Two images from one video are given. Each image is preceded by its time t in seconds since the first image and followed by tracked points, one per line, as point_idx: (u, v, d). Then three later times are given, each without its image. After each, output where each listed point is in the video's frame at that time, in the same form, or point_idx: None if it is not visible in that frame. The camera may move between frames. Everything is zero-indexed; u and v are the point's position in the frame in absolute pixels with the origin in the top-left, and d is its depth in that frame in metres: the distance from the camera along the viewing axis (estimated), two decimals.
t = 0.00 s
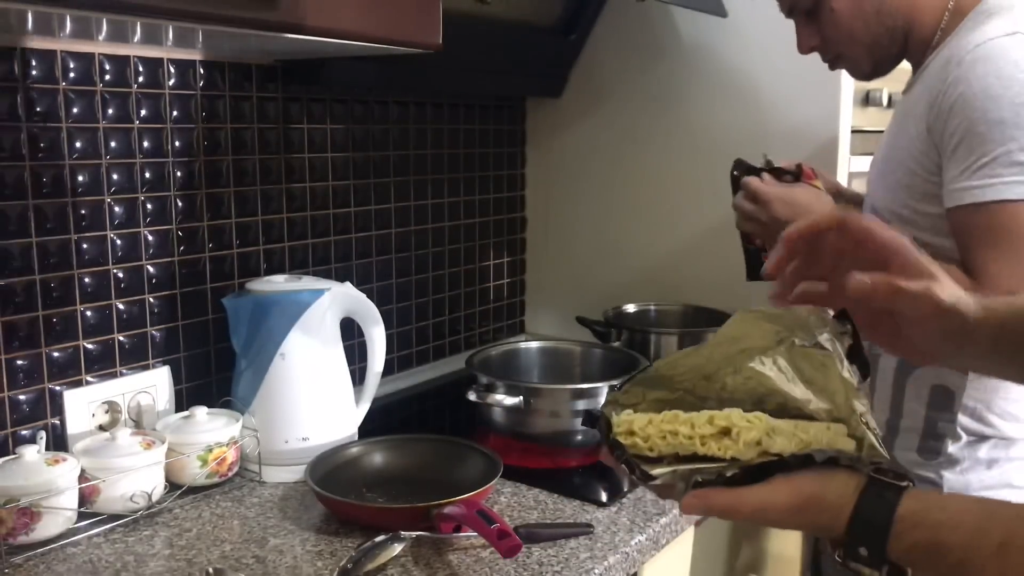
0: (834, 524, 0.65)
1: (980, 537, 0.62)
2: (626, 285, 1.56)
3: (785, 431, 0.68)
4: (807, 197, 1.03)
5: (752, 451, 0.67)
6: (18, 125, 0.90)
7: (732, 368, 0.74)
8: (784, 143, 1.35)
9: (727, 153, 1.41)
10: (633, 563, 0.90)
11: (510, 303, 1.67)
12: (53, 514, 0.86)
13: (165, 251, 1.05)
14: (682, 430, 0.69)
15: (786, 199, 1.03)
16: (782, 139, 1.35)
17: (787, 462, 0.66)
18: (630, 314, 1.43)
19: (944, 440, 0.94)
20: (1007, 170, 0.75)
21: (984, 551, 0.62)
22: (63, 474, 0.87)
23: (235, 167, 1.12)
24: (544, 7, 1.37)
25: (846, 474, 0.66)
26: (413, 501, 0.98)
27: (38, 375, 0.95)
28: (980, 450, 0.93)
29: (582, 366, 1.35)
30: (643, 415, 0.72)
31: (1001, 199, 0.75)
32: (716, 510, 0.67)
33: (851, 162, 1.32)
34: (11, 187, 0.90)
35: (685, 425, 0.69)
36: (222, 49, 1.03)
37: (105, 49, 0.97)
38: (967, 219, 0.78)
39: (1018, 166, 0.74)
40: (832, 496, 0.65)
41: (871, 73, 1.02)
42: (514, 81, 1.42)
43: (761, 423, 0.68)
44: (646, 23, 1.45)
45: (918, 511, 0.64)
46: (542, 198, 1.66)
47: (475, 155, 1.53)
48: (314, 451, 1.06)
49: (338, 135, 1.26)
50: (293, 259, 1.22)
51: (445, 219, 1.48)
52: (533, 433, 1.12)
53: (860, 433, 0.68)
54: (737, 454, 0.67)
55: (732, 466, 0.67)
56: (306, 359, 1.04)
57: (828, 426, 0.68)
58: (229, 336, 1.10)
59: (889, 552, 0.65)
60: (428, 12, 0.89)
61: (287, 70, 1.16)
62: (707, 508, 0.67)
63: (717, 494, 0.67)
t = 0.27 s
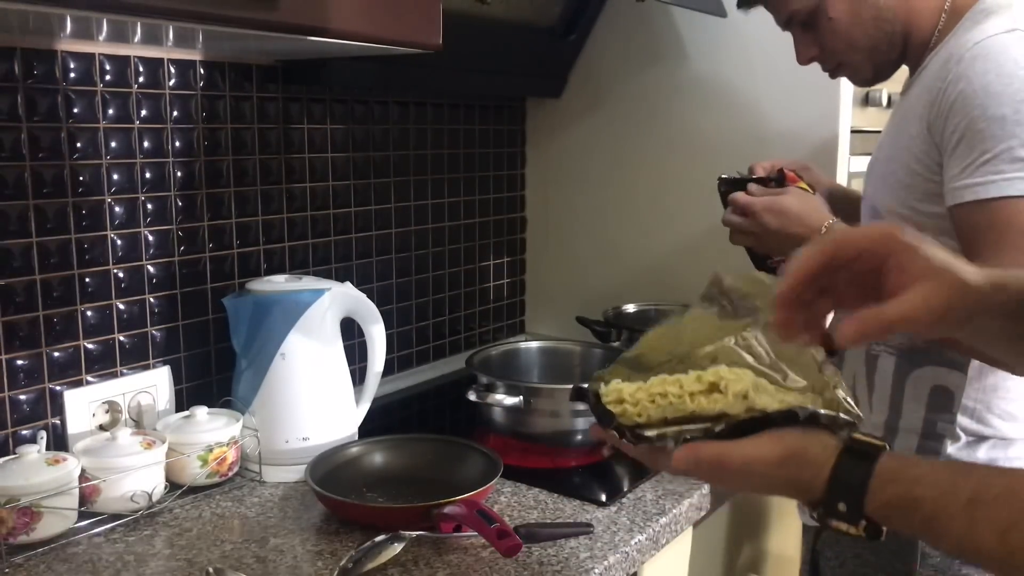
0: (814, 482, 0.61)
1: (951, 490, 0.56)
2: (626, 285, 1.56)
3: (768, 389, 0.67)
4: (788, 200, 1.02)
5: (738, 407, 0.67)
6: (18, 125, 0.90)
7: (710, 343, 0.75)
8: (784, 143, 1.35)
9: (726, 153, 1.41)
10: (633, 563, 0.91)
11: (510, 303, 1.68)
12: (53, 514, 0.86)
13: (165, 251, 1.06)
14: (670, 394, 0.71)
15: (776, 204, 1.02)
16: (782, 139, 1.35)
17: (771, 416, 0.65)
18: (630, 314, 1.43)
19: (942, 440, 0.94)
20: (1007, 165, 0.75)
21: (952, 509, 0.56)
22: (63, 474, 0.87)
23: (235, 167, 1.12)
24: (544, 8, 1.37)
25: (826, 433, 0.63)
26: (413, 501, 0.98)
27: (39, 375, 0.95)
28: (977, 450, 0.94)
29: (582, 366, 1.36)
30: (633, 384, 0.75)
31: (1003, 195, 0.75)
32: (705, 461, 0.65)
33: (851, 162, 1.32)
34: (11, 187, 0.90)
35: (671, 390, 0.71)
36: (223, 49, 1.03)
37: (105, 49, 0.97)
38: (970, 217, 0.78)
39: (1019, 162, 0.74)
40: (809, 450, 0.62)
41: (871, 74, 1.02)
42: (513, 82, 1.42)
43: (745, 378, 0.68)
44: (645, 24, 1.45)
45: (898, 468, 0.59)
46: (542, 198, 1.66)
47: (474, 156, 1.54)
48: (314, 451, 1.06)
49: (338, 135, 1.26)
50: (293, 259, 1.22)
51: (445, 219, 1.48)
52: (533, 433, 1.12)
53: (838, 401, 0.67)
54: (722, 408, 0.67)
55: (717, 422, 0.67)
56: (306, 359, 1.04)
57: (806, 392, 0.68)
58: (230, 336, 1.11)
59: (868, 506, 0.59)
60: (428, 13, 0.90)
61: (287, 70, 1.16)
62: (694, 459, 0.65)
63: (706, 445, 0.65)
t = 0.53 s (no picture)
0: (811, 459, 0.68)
1: (936, 469, 0.63)
2: (625, 285, 1.56)
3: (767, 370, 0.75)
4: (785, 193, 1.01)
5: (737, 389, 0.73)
6: (18, 125, 0.90)
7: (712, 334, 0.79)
8: (783, 143, 1.35)
9: (726, 153, 1.41)
10: (633, 563, 0.91)
11: (510, 303, 1.68)
12: (53, 513, 0.86)
13: (165, 251, 1.06)
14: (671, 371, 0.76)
15: (775, 200, 1.01)
16: (782, 139, 1.35)
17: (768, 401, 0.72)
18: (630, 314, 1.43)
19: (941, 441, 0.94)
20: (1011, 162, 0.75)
21: (935, 487, 0.62)
22: (63, 474, 0.87)
23: (235, 167, 1.12)
24: (544, 8, 1.37)
25: (822, 415, 0.70)
26: (413, 501, 0.98)
27: (39, 375, 0.95)
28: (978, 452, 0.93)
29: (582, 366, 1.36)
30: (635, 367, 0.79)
31: (1007, 192, 0.76)
32: (706, 439, 0.70)
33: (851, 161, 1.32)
34: (11, 187, 0.90)
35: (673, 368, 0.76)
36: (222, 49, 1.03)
37: (105, 49, 0.97)
38: (973, 214, 0.79)
39: None
40: (809, 430, 0.68)
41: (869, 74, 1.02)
42: (513, 82, 1.42)
43: (743, 359, 0.76)
44: (645, 24, 1.46)
45: (892, 446, 0.66)
46: (542, 198, 1.66)
47: (474, 156, 1.54)
48: (314, 451, 1.06)
49: (338, 135, 1.26)
50: (293, 259, 1.22)
51: (445, 219, 1.48)
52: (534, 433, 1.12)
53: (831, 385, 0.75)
54: (722, 387, 0.74)
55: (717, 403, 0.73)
56: (306, 359, 1.04)
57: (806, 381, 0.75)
58: (230, 336, 1.11)
59: (861, 484, 0.66)
60: (428, 12, 0.90)
61: (287, 70, 1.16)
62: (697, 436, 0.70)
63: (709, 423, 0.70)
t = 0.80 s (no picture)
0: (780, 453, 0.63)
1: (901, 466, 0.56)
2: (625, 285, 1.56)
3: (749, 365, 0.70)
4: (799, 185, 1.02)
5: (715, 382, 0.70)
6: (18, 125, 0.90)
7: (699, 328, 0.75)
8: (784, 143, 1.35)
9: (726, 153, 1.41)
10: (633, 563, 0.91)
11: (510, 303, 1.68)
12: (53, 513, 0.86)
13: (165, 251, 1.06)
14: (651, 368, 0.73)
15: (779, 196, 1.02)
16: (782, 139, 1.35)
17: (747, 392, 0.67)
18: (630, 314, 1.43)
19: (940, 441, 0.95)
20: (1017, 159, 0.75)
21: (898, 481, 0.55)
22: (63, 474, 0.87)
23: (235, 167, 1.12)
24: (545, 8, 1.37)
25: (798, 410, 0.65)
26: (413, 501, 0.98)
27: (39, 375, 0.95)
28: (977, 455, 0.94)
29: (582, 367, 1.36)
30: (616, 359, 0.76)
31: (1013, 189, 0.76)
32: (677, 433, 0.68)
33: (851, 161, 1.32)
34: (11, 187, 0.90)
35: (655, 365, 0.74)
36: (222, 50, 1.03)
37: (105, 49, 0.97)
38: (979, 210, 0.79)
39: None
40: (777, 423, 0.64)
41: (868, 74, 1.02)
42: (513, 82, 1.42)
43: (718, 355, 0.72)
44: (645, 23, 1.46)
45: (862, 442, 0.59)
46: (541, 198, 1.66)
47: (474, 156, 1.54)
48: (314, 451, 1.06)
49: (338, 135, 1.26)
50: (293, 259, 1.22)
51: (445, 219, 1.48)
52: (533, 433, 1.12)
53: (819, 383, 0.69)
54: (696, 382, 0.70)
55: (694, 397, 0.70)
56: (306, 359, 1.04)
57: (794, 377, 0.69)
58: (230, 336, 1.11)
59: (831, 479, 0.60)
60: (428, 12, 0.90)
61: (287, 70, 1.16)
62: (669, 431, 0.68)
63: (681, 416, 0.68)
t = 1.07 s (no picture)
0: (716, 431, 0.64)
1: (817, 449, 0.56)
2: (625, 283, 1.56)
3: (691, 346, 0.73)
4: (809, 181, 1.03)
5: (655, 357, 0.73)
6: (18, 125, 0.90)
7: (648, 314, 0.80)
8: (784, 143, 1.35)
9: (726, 152, 1.41)
10: (633, 563, 0.91)
11: (510, 303, 1.68)
12: (53, 513, 0.86)
13: (165, 251, 1.06)
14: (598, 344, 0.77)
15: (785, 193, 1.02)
16: (782, 138, 1.35)
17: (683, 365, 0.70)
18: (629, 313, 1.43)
19: (939, 442, 0.95)
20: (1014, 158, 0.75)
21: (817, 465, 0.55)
22: (63, 474, 0.87)
23: (235, 167, 1.12)
24: (545, 8, 1.37)
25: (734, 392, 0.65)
26: (413, 501, 0.98)
27: (39, 375, 0.95)
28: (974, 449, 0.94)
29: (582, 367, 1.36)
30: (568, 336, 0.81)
31: (1012, 189, 0.76)
32: (615, 404, 0.70)
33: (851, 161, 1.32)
34: (11, 187, 0.90)
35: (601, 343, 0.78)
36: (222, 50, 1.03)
37: (105, 49, 0.97)
38: (977, 211, 0.79)
39: None
40: (710, 403, 0.65)
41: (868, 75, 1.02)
42: (513, 82, 1.42)
43: (656, 334, 0.76)
44: (645, 22, 1.45)
45: (789, 425, 0.59)
46: (542, 198, 1.66)
47: (474, 156, 1.54)
48: (314, 451, 1.06)
49: (338, 135, 1.26)
50: (293, 259, 1.22)
51: (445, 219, 1.48)
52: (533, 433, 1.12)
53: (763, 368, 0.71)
54: (636, 357, 0.73)
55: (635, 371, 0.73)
56: (306, 359, 1.04)
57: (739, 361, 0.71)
58: (230, 335, 1.11)
59: (761, 459, 0.59)
60: (428, 12, 0.90)
61: (287, 70, 1.16)
62: (606, 401, 0.71)
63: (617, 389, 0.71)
